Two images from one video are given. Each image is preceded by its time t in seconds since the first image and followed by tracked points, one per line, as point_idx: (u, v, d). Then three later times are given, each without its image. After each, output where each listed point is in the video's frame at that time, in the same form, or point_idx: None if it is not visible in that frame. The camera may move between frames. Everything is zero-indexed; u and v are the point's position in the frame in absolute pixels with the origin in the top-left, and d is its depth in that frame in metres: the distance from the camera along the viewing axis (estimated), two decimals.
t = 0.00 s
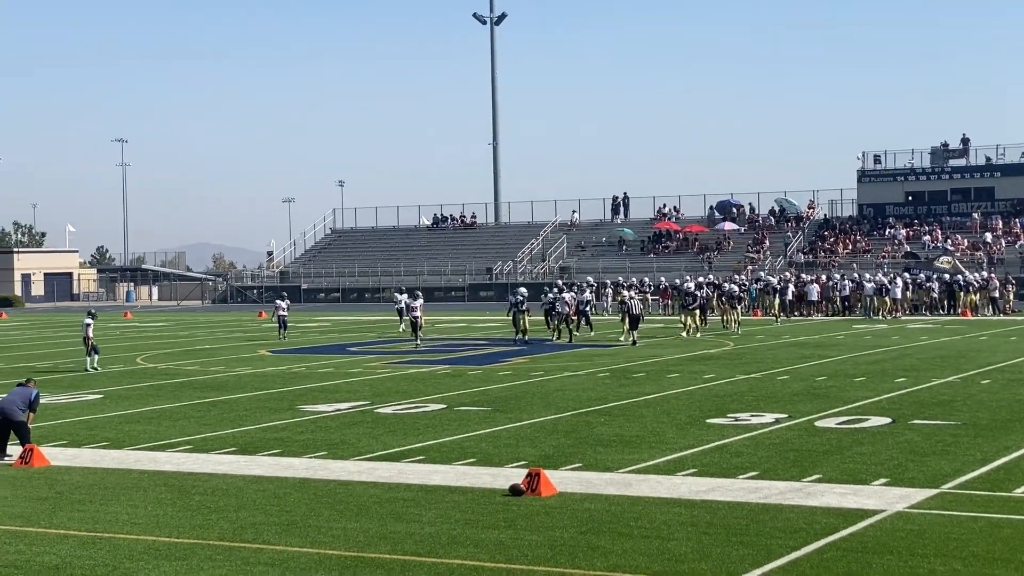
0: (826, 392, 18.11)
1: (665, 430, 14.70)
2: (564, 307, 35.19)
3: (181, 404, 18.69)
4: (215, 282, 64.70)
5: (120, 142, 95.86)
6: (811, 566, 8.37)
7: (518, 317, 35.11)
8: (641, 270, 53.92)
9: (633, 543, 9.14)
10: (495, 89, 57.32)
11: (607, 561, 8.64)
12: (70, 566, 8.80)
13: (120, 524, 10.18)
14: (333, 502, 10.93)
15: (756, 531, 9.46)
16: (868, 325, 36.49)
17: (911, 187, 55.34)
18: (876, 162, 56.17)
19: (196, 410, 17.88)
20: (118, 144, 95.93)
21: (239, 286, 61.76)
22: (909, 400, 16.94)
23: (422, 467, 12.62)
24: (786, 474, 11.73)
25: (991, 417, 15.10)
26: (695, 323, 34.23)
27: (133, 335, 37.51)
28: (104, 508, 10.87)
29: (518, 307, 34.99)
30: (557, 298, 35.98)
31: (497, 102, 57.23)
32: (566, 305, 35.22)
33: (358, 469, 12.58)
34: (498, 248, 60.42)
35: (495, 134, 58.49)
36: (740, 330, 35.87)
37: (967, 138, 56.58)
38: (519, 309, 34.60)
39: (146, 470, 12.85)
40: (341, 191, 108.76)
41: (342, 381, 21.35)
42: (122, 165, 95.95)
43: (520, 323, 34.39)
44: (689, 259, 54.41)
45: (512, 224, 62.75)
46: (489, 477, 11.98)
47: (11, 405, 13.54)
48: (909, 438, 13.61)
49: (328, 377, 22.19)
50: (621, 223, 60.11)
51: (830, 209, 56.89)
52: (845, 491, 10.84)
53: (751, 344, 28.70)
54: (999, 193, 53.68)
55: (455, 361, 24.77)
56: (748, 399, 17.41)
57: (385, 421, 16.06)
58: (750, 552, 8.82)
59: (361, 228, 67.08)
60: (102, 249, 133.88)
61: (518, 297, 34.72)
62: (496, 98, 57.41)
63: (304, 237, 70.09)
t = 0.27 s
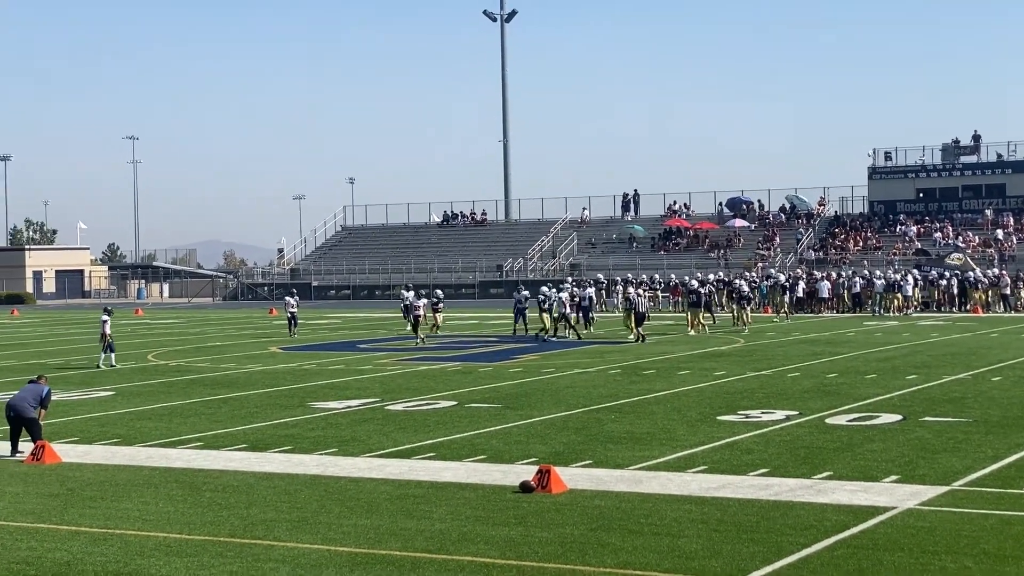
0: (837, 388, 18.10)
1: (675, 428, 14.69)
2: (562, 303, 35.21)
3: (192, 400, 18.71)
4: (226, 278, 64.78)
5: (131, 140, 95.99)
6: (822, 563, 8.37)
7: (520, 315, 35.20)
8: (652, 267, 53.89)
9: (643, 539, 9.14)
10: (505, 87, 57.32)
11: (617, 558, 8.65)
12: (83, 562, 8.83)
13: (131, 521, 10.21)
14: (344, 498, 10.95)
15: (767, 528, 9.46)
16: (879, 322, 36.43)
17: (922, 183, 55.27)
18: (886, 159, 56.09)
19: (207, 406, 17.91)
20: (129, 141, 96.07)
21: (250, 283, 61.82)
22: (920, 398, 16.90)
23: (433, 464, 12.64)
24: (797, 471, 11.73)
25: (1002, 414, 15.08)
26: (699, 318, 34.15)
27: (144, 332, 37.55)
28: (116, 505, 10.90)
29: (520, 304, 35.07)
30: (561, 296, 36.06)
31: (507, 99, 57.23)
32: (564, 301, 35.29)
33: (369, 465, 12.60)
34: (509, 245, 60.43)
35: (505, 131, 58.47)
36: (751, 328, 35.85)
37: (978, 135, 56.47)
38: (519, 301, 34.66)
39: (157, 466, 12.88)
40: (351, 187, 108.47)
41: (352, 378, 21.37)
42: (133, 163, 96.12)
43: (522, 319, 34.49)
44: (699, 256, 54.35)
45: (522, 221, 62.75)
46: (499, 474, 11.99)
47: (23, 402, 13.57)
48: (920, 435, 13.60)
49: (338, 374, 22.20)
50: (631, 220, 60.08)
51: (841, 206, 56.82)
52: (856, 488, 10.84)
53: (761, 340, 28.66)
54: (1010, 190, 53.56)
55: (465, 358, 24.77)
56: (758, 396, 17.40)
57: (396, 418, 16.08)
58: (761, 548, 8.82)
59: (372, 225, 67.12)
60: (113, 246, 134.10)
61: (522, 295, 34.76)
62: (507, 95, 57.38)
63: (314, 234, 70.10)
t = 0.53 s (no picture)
0: (849, 386, 18.06)
1: (687, 425, 14.67)
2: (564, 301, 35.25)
3: (205, 397, 18.75)
4: (238, 276, 64.87)
5: (144, 137, 96.19)
6: (834, 561, 8.36)
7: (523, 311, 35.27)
8: (664, 264, 53.83)
9: (656, 537, 9.13)
10: (518, 84, 57.30)
11: (629, 555, 8.64)
12: (95, 559, 8.85)
13: (143, 518, 10.23)
14: (356, 495, 10.95)
15: (779, 525, 9.44)
16: (892, 319, 36.34)
17: (935, 180, 55.14)
18: (899, 156, 55.97)
19: (220, 403, 17.94)
20: (142, 138, 96.30)
21: (262, 280, 61.89)
22: (933, 395, 16.85)
23: (445, 461, 12.64)
24: (809, 468, 11.70)
25: (1015, 412, 15.03)
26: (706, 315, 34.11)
27: (157, 329, 37.60)
28: (129, 502, 10.93)
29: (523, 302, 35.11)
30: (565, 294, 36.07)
31: (519, 97, 57.21)
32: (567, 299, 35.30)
33: (381, 463, 12.61)
34: (521, 242, 60.42)
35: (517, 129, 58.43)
36: (763, 325, 35.80)
37: (991, 132, 56.29)
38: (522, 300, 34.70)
39: (170, 463, 12.90)
40: (364, 184, 108.36)
41: (364, 375, 21.38)
42: (146, 161, 96.29)
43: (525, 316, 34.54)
44: (711, 253, 54.29)
45: (534, 218, 62.73)
46: (511, 471, 11.99)
47: (36, 399, 13.61)
48: (933, 433, 13.57)
49: (350, 371, 22.23)
50: (643, 218, 60.04)
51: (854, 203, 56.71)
52: (869, 486, 10.81)
53: (774, 338, 28.62)
54: None
55: (478, 355, 24.78)
56: (770, 393, 17.37)
57: (408, 415, 16.08)
58: (773, 546, 8.81)
59: (384, 223, 67.14)
60: (126, 243, 134.34)
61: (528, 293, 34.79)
62: (519, 93, 57.34)
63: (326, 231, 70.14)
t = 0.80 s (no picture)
0: (863, 384, 18.02)
1: (700, 423, 14.65)
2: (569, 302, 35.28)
3: (217, 395, 18.78)
4: (250, 274, 64.95)
5: (158, 135, 96.27)
6: (847, 559, 8.35)
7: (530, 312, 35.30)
8: (676, 263, 53.78)
9: (668, 535, 9.13)
10: (529, 82, 57.28)
11: (642, 553, 8.65)
12: (108, 556, 8.88)
13: (157, 515, 10.26)
14: (368, 494, 10.96)
15: (792, 523, 9.44)
16: (905, 317, 36.26)
17: (948, 178, 55.06)
18: (913, 154, 55.86)
19: (232, 402, 17.96)
20: (156, 136, 96.38)
21: (274, 278, 61.96)
22: (946, 394, 16.81)
23: (457, 459, 12.65)
24: (821, 467, 11.69)
25: None
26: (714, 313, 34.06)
27: (170, 327, 37.71)
28: (142, 499, 10.96)
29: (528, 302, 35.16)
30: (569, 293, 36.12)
31: (531, 95, 57.19)
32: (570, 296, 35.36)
33: (393, 461, 12.61)
34: (532, 241, 60.42)
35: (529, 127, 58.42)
36: (776, 324, 35.73)
37: (1005, 130, 56.14)
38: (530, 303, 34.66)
39: (184, 461, 12.92)
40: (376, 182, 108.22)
41: (376, 373, 21.40)
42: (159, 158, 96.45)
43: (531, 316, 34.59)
44: (723, 251, 54.22)
45: (546, 216, 62.72)
46: (524, 470, 11.98)
47: (51, 396, 13.67)
48: (946, 431, 13.53)
49: (363, 369, 22.24)
50: (655, 216, 60.00)
51: (866, 201, 56.57)
52: (881, 484, 10.80)
53: (787, 335, 28.57)
54: None
55: (490, 354, 24.77)
56: (783, 392, 17.36)
57: (420, 414, 16.09)
58: (786, 544, 8.81)
59: (396, 221, 67.18)
60: (140, 242, 134.63)
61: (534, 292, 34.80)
62: (531, 91, 57.32)
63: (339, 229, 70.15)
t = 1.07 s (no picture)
0: (880, 384, 17.96)
1: (715, 423, 14.62)
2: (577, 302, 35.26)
3: (232, 394, 18.80)
4: (266, 274, 65.04)
5: (173, 134, 96.37)
6: (863, 559, 8.32)
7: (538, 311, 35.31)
8: (691, 262, 53.71)
9: (684, 535, 9.12)
10: (544, 82, 57.24)
11: (657, 552, 8.63)
12: (124, 555, 8.90)
13: (173, 514, 10.28)
14: (384, 493, 10.96)
15: (808, 523, 9.42)
16: (921, 316, 36.13)
17: (964, 177, 54.88)
18: (929, 153, 55.72)
19: (248, 401, 17.98)
20: (171, 135, 96.50)
21: (290, 278, 62.03)
22: (963, 393, 16.74)
23: (472, 459, 12.64)
24: (837, 467, 11.66)
25: None
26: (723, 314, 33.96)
27: (185, 326, 37.76)
28: (158, 498, 10.98)
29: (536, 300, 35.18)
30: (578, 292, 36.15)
31: (546, 95, 57.16)
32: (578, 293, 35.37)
33: (409, 460, 12.61)
34: (547, 241, 60.38)
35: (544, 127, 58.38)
36: (792, 323, 35.63)
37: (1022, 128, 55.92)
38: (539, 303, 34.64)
39: (200, 460, 12.93)
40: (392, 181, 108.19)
41: (392, 372, 21.40)
42: (175, 157, 96.51)
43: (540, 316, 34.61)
44: (739, 250, 54.11)
45: (562, 216, 62.67)
46: (539, 469, 11.97)
47: (67, 396, 13.70)
48: (962, 431, 13.48)
49: (379, 368, 22.24)
50: (671, 215, 59.92)
51: (882, 200, 56.39)
52: (897, 484, 10.76)
53: (804, 335, 28.49)
54: None
55: (505, 353, 24.74)
56: (799, 391, 17.32)
57: (435, 413, 16.08)
58: (801, 544, 8.78)
59: (412, 220, 67.21)
60: (156, 241, 134.93)
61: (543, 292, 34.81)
62: (545, 91, 57.30)
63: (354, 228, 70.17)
